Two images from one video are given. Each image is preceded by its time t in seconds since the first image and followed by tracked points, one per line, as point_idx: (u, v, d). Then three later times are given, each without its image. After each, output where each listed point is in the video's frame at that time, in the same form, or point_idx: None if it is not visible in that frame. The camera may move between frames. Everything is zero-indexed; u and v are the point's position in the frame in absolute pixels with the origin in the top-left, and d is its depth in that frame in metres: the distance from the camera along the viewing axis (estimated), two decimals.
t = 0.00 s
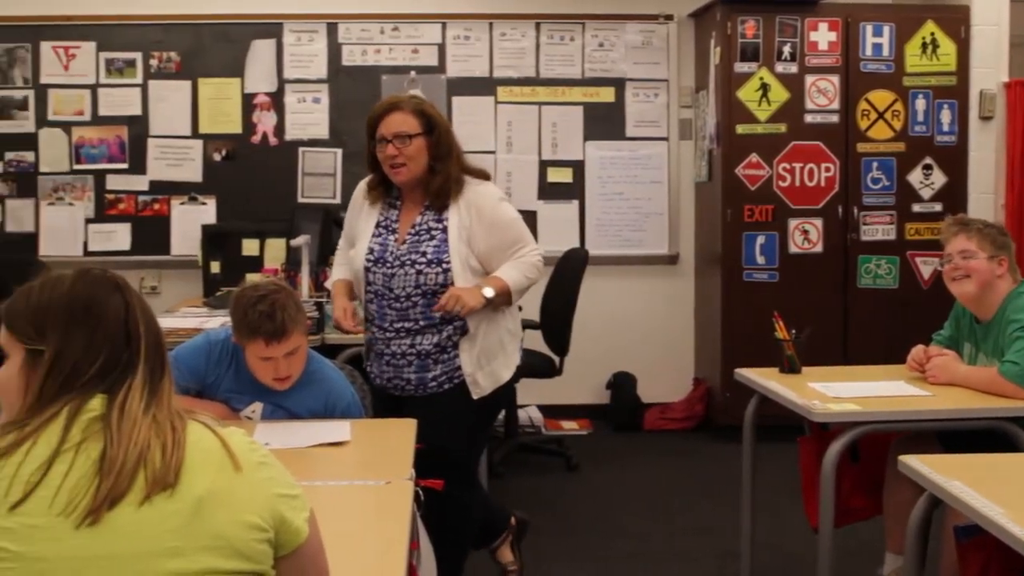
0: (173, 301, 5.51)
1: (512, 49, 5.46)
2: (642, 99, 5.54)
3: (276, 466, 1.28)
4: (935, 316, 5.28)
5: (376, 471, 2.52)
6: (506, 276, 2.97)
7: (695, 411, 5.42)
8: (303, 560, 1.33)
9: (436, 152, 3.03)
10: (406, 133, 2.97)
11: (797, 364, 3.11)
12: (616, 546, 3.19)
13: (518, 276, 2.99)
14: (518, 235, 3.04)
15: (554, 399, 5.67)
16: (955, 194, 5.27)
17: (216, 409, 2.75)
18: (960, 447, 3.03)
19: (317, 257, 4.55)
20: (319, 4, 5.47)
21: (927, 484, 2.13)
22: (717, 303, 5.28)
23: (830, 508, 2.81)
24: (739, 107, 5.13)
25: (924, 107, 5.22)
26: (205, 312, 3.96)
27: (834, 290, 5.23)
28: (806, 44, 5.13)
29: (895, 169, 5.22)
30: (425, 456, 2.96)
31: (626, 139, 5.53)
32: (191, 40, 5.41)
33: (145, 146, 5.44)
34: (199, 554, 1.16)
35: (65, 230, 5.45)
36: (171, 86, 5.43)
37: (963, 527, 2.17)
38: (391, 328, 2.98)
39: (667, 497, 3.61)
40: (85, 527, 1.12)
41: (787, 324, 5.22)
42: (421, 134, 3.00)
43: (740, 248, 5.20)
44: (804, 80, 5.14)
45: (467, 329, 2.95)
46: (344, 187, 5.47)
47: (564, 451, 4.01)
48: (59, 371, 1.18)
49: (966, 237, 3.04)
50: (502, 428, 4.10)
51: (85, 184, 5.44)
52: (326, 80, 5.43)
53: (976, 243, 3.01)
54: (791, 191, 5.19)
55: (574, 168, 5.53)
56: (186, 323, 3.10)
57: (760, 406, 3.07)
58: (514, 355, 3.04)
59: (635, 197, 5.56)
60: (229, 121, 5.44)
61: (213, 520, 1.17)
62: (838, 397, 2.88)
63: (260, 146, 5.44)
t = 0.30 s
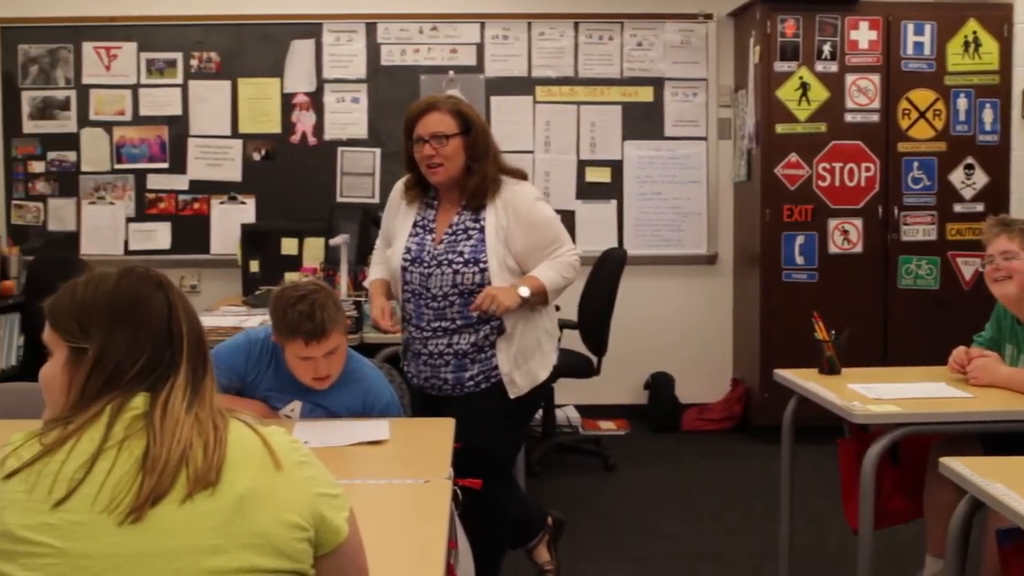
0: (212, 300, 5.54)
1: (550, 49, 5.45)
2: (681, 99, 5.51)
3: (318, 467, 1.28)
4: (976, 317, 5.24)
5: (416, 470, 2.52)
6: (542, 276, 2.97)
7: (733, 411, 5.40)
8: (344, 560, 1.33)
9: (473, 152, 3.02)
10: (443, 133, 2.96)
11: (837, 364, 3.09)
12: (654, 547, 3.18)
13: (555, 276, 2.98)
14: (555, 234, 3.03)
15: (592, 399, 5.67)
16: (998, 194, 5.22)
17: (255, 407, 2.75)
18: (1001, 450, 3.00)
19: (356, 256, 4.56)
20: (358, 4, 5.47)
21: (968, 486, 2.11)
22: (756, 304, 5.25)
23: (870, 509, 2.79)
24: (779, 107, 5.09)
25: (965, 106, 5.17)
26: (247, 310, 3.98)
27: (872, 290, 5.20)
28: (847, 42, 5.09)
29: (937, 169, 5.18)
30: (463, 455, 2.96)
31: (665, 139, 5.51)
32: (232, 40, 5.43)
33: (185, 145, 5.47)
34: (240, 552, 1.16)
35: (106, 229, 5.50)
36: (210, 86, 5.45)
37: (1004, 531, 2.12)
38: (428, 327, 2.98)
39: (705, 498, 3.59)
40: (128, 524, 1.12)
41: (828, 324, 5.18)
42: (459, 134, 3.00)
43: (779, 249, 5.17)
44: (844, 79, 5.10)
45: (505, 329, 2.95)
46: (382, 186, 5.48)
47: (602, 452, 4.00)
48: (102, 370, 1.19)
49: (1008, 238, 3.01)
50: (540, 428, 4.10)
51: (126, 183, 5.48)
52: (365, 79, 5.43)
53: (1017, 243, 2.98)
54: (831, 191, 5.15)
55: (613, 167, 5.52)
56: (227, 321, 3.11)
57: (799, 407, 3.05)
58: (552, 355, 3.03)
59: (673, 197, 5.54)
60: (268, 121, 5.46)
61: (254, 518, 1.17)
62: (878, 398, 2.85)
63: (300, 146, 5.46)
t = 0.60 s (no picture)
0: (248, 299, 5.56)
1: (585, 48, 5.44)
2: (716, 98, 5.49)
3: (353, 465, 1.28)
4: (1013, 318, 5.19)
5: (449, 470, 2.52)
6: (573, 274, 2.93)
7: (768, 411, 5.35)
8: (379, 559, 1.33)
9: (505, 152, 3.01)
10: (475, 132, 2.96)
11: (872, 365, 3.07)
12: (687, 548, 3.17)
13: (586, 275, 2.94)
14: (587, 234, 3.00)
15: (626, 399, 5.65)
16: None
17: (292, 406, 2.76)
18: None
19: (391, 256, 4.57)
20: (394, 4, 5.48)
21: (1005, 489, 2.09)
22: (792, 304, 5.22)
23: (905, 512, 2.77)
24: (814, 107, 5.07)
25: (1003, 106, 5.13)
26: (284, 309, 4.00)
27: (906, 291, 5.16)
28: (883, 42, 5.06)
29: (974, 169, 5.14)
30: (497, 456, 2.96)
31: (699, 138, 5.49)
32: (268, 41, 5.45)
33: (221, 145, 5.49)
34: (275, 551, 1.16)
35: (142, 229, 5.54)
36: (246, 86, 5.47)
37: None
38: (460, 326, 2.98)
39: (738, 499, 3.58)
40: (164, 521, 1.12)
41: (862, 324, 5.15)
42: (491, 134, 2.99)
43: (814, 249, 5.14)
44: (880, 79, 5.07)
45: (536, 328, 2.94)
46: (416, 186, 5.49)
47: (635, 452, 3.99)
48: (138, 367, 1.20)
49: None
50: (573, 428, 4.10)
51: (162, 183, 5.51)
52: (400, 80, 5.44)
53: None
54: (867, 191, 5.12)
55: (648, 167, 5.50)
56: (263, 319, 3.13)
57: (833, 408, 3.04)
58: (584, 353, 3.02)
59: (707, 197, 5.52)
60: (303, 120, 5.48)
61: (290, 517, 1.17)
62: (914, 400, 2.83)
63: (334, 146, 5.47)
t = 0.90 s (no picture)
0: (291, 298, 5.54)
1: (627, 47, 5.37)
2: (759, 97, 5.40)
3: (394, 465, 1.31)
4: None
5: (489, 468, 2.52)
6: (612, 274, 2.91)
7: (810, 413, 5.28)
8: (419, 559, 1.36)
9: (545, 151, 3.00)
10: (516, 132, 2.95)
11: (916, 367, 3.05)
12: (728, 551, 3.15)
13: (626, 274, 2.91)
14: (627, 233, 2.98)
15: (667, 399, 5.58)
16: None
17: (335, 405, 2.77)
18: None
19: (432, 256, 4.55)
20: (436, 3, 5.43)
21: None
22: (835, 305, 5.15)
23: (951, 514, 2.74)
24: (857, 106, 5.01)
25: None
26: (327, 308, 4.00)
27: (952, 293, 5.06)
28: (928, 40, 4.98)
29: (1020, 168, 5.03)
30: (539, 456, 2.96)
31: (741, 139, 5.40)
32: (311, 41, 5.41)
33: (263, 145, 5.47)
34: (312, 550, 1.20)
35: (186, 228, 5.51)
36: (288, 86, 5.44)
37: None
38: (499, 325, 2.97)
39: (781, 501, 3.55)
40: (205, 537, 1.17)
41: (906, 325, 5.06)
42: (531, 133, 2.98)
43: (857, 249, 5.08)
44: (925, 78, 4.99)
45: (576, 328, 2.92)
46: (458, 185, 5.43)
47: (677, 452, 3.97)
48: (169, 361, 1.24)
49: None
50: (614, 427, 4.09)
51: (205, 182, 5.49)
52: (442, 79, 5.39)
53: None
54: (911, 191, 5.04)
55: (690, 167, 5.42)
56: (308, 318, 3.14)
57: (877, 410, 3.02)
58: (624, 354, 2.99)
59: (750, 197, 5.43)
60: (346, 120, 5.44)
61: (328, 518, 1.21)
62: (959, 402, 2.80)
63: (376, 146, 5.44)
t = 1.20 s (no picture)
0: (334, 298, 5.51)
1: (669, 47, 5.28)
2: (803, 97, 5.28)
3: (436, 468, 1.30)
4: None
5: (532, 468, 2.52)
6: (643, 279, 2.86)
7: (853, 415, 5.19)
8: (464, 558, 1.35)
9: (578, 154, 2.95)
10: (545, 137, 2.91)
11: (962, 368, 3.02)
12: (770, 556, 3.14)
13: (656, 278, 2.87)
14: (663, 233, 2.93)
15: (711, 400, 5.50)
16: None
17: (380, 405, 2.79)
18: None
19: (474, 255, 4.53)
20: (478, 2, 5.35)
21: None
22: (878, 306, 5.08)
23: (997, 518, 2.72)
24: (902, 106, 4.92)
25: None
26: (371, 304, 4.00)
27: (998, 296, 4.97)
28: (974, 39, 4.89)
29: None
30: (581, 455, 2.96)
31: (785, 138, 5.29)
32: (354, 41, 5.34)
33: (307, 145, 5.41)
34: (351, 554, 1.21)
35: (230, 227, 5.46)
36: (332, 87, 5.38)
37: None
38: (545, 326, 2.98)
39: (824, 505, 3.52)
40: (242, 543, 1.19)
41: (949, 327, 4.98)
42: (563, 137, 2.93)
43: (904, 247, 4.98)
44: (971, 77, 4.90)
45: (614, 330, 2.91)
46: (500, 184, 5.37)
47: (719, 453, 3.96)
48: (201, 355, 1.26)
49: None
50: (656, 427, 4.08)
51: (249, 181, 5.44)
52: (485, 79, 5.32)
53: None
54: (957, 192, 4.95)
55: (734, 166, 5.31)
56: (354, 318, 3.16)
57: (922, 412, 2.99)
58: (670, 354, 2.96)
59: (794, 197, 5.31)
60: (389, 120, 5.37)
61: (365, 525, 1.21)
62: (1005, 404, 2.76)
63: (419, 146, 5.37)
